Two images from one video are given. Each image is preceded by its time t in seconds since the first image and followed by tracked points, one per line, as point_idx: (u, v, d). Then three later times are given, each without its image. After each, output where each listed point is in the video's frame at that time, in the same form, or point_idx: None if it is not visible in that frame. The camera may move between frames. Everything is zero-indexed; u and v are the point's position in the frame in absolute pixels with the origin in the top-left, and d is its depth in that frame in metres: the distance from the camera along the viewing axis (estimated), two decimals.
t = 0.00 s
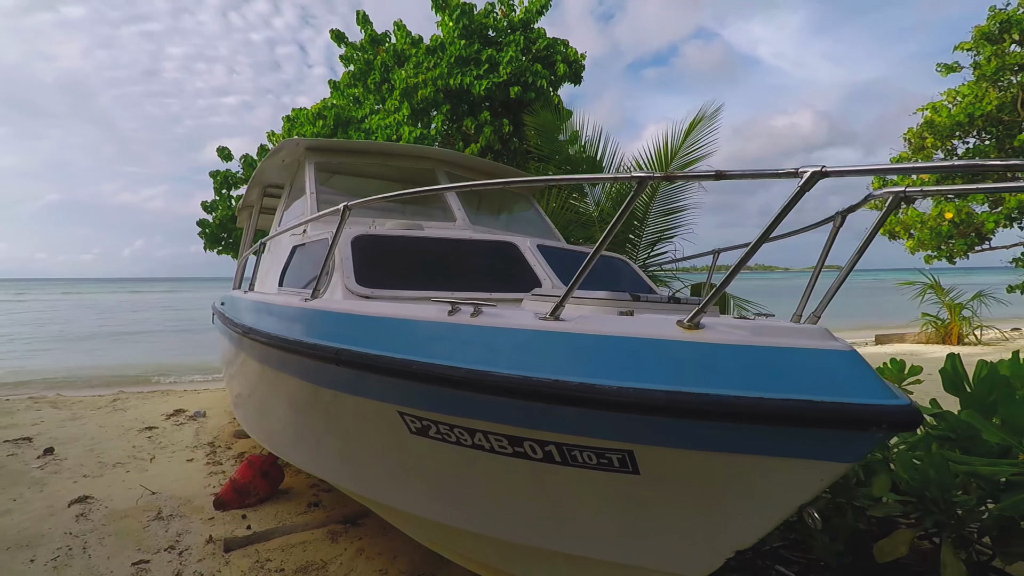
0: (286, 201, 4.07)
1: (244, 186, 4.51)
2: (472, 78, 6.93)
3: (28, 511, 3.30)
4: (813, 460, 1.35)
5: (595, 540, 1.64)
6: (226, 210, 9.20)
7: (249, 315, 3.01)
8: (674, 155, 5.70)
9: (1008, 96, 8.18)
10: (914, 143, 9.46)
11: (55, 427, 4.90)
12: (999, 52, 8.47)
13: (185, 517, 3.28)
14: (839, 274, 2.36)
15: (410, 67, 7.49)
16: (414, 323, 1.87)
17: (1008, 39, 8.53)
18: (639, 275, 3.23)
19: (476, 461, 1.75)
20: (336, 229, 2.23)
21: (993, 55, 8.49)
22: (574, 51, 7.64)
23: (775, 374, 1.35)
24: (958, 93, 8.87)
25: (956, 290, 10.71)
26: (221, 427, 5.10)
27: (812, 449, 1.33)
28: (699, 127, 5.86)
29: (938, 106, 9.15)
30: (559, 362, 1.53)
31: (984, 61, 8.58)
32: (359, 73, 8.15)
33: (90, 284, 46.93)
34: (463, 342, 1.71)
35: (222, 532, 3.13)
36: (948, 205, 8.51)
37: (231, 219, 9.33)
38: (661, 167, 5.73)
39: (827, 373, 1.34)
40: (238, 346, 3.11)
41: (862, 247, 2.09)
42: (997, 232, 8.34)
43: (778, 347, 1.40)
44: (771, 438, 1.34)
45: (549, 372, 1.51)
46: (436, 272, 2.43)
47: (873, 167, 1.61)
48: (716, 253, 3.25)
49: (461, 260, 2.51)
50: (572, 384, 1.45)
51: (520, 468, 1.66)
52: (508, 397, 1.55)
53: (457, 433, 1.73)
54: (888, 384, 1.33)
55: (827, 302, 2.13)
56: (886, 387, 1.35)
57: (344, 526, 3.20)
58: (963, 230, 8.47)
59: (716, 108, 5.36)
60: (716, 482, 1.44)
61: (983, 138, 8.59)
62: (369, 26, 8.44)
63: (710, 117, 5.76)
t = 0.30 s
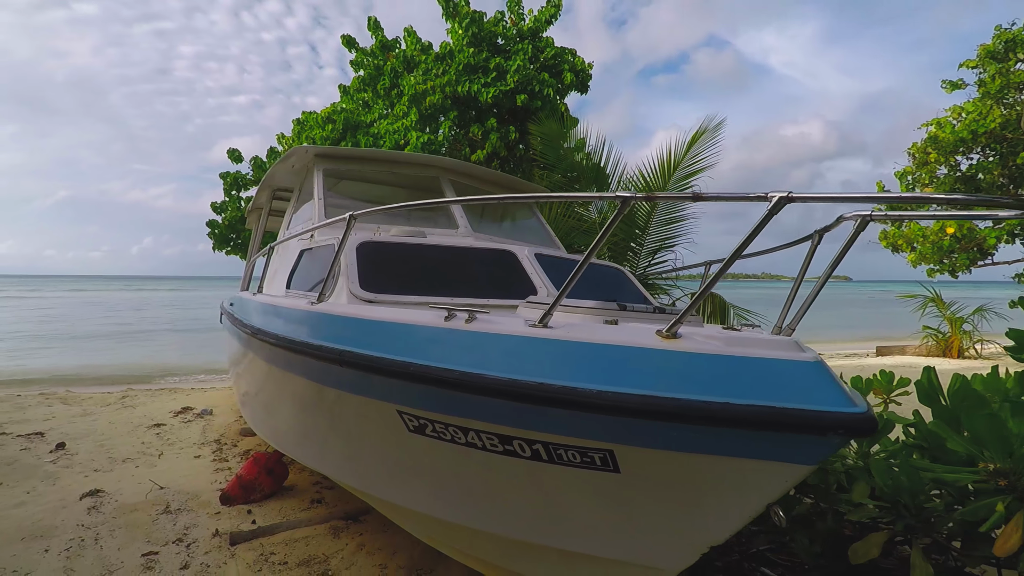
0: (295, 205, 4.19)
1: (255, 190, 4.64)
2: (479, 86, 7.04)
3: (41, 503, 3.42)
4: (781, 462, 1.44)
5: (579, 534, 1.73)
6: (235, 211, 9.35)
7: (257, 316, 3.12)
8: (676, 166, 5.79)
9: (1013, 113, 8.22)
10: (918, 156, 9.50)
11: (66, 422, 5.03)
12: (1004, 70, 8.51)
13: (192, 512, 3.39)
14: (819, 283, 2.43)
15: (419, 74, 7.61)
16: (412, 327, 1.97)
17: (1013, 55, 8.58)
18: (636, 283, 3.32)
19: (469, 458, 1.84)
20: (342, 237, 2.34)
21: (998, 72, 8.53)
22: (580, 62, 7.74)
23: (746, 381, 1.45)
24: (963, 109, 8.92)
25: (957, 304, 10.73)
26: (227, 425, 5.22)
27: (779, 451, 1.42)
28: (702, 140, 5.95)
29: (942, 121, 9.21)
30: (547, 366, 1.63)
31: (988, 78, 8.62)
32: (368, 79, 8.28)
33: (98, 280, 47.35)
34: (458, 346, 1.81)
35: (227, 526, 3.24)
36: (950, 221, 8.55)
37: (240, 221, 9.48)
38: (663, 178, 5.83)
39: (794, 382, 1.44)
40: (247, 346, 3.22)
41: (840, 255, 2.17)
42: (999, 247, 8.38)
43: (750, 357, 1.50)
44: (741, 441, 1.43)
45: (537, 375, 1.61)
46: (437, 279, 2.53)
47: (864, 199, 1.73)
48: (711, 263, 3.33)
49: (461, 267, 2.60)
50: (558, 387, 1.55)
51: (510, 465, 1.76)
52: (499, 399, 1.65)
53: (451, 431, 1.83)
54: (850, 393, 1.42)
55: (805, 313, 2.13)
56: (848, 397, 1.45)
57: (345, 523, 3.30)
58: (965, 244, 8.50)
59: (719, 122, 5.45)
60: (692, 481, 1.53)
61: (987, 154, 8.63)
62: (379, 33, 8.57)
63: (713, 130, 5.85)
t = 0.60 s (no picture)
0: (297, 214, 4.25)
1: (257, 198, 4.70)
2: (476, 91, 7.11)
3: (51, 510, 3.48)
4: (767, 460, 1.49)
5: (577, 533, 1.78)
6: (237, 218, 9.42)
7: (261, 324, 3.18)
8: (673, 168, 5.85)
9: (1007, 108, 8.27)
10: (914, 152, 9.55)
11: (73, 431, 5.09)
12: (997, 65, 8.56)
13: (199, 517, 3.45)
14: (804, 280, 2.46)
15: (417, 80, 7.68)
16: (411, 334, 2.03)
17: (1006, 51, 8.63)
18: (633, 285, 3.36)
19: (469, 461, 1.90)
20: (342, 247, 2.40)
21: (991, 68, 8.58)
22: (577, 65, 7.81)
23: (732, 383, 1.50)
24: (958, 104, 8.98)
25: (957, 299, 10.78)
26: (232, 431, 5.28)
27: (766, 449, 1.47)
28: (698, 141, 6.01)
29: (937, 118, 9.26)
30: (542, 370, 1.68)
31: (982, 74, 8.68)
32: (366, 85, 8.35)
33: (100, 288, 47.46)
34: (456, 352, 1.86)
35: (234, 530, 3.29)
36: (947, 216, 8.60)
37: (242, 228, 9.55)
38: (660, 180, 5.89)
39: (778, 381, 1.49)
40: (250, 354, 3.28)
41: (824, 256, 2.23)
42: (997, 241, 8.42)
43: (735, 358, 1.56)
44: (728, 440, 1.49)
45: (532, 379, 1.67)
46: (436, 286, 2.58)
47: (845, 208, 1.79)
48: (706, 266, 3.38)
49: (460, 274, 2.66)
50: (552, 391, 1.60)
51: (508, 467, 1.81)
52: (496, 402, 1.70)
53: (451, 434, 1.89)
54: (831, 392, 1.48)
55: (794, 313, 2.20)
56: (830, 395, 1.50)
57: (350, 526, 3.35)
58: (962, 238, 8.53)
59: (714, 124, 5.52)
60: (683, 480, 1.59)
61: (982, 149, 8.68)
62: (376, 40, 8.65)
63: (709, 131, 5.91)
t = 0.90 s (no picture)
0: (298, 221, 4.29)
1: (259, 206, 4.75)
2: (475, 96, 7.16)
3: (57, 517, 3.52)
4: (759, 460, 1.53)
5: (575, 533, 1.82)
6: (239, 224, 9.48)
7: (264, 331, 3.22)
8: (671, 171, 5.88)
9: (1003, 106, 8.30)
10: (911, 150, 9.57)
11: (77, 438, 5.13)
12: (993, 63, 8.59)
13: (204, 522, 3.49)
14: (798, 276, 2.44)
15: (416, 85, 7.72)
16: (411, 340, 2.06)
17: (1001, 48, 8.66)
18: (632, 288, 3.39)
19: (469, 464, 1.94)
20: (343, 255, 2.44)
21: (986, 66, 8.62)
22: (574, 69, 7.86)
23: (724, 385, 1.54)
24: (955, 102, 9.01)
25: (957, 296, 10.80)
26: (236, 436, 5.31)
27: (758, 449, 1.51)
28: (695, 144, 6.06)
29: (934, 115, 9.30)
30: (539, 374, 1.72)
31: (978, 71, 8.71)
32: (366, 91, 8.40)
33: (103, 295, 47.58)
34: (456, 358, 1.90)
35: (239, 535, 3.33)
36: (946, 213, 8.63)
37: (244, 234, 9.60)
38: (658, 183, 5.93)
39: (767, 383, 1.53)
40: (254, 359, 3.32)
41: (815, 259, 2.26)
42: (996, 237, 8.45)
43: (726, 361, 1.59)
44: (720, 440, 1.52)
45: (530, 383, 1.70)
46: (435, 292, 2.62)
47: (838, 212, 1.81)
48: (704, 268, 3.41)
49: (460, 280, 2.70)
50: (549, 395, 1.64)
51: (507, 469, 1.85)
52: (495, 406, 1.74)
53: (451, 438, 1.92)
54: (819, 392, 1.52)
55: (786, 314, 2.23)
56: (818, 396, 1.55)
57: (353, 529, 3.38)
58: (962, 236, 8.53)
59: (711, 127, 5.55)
60: (678, 480, 1.62)
61: (979, 146, 8.71)
62: (376, 46, 8.71)
63: (706, 134, 5.95)
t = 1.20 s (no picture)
0: (298, 230, 4.33)
1: (259, 216, 4.80)
2: (474, 106, 7.24)
3: (58, 525, 3.54)
4: (748, 467, 1.57)
5: (571, 540, 1.85)
6: (240, 232, 9.54)
7: (266, 341, 3.26)
8: (668, 180, 5.94)
9: (996, 113, 8.40)
10: (906, 158, 9.66)
11: (78, 445, 5.15)
12: (985, 71, 8.69)
13: (204, 530, 3.51)
14: (789, 280, 2.38)
15: (416, 94, 7.80)
16: (409, 351, 2.11)
17: (993, 57, 8.77)
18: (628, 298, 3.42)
19: (467, 472, 1.97)
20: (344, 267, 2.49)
21: (979, 74, 8.72)
22: (572, 78, 7.95)
23: (712, 394, 1.58)
24: (949, 110, 9.11)
25: (954, 302, 10.85)
26: (236, 444, 5.34)
27: (747, 456, 1.55)
28: (692, 153, 6.13)
29: (928, 123, 9.40)
30: (533, 384, 1.76)
31: (971, 80, 8.81)
32: (366, 101, 8.49)
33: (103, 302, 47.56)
34: (452, 368, 1.94)
35: (239, 543, 3.35)
36: (941, 219, 8.68)
37: (245, 242, 9.66)
38: (655, 192, 5.99)
39: (752, 392, 1.58)
40: (255, 368, 3.35)
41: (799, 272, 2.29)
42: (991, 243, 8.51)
43: (714, 371, 1.64)
44: (709, 448, 1.56)
45: (525, 393, 1.74)
46: (433, 302, 2.66)
47: (822, 228, 1.86)
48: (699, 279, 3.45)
49: (457, 292, 2.74)
50: (544, 405, 1.68)
51: (504, 477, 1.88)
52: (491, 416, 1.77)
53: (449, 447, 1.96)
54: (804, 402, 1.57)
55: (776, 320, 2.24)
56: (803, 405, 1.59)
57: (353, 537, 3.41)
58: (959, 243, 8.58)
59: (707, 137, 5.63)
60: (670, 487, 1.66)
61: (973, 153, 8.80)
62: (376, 56, 8.80)
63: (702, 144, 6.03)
